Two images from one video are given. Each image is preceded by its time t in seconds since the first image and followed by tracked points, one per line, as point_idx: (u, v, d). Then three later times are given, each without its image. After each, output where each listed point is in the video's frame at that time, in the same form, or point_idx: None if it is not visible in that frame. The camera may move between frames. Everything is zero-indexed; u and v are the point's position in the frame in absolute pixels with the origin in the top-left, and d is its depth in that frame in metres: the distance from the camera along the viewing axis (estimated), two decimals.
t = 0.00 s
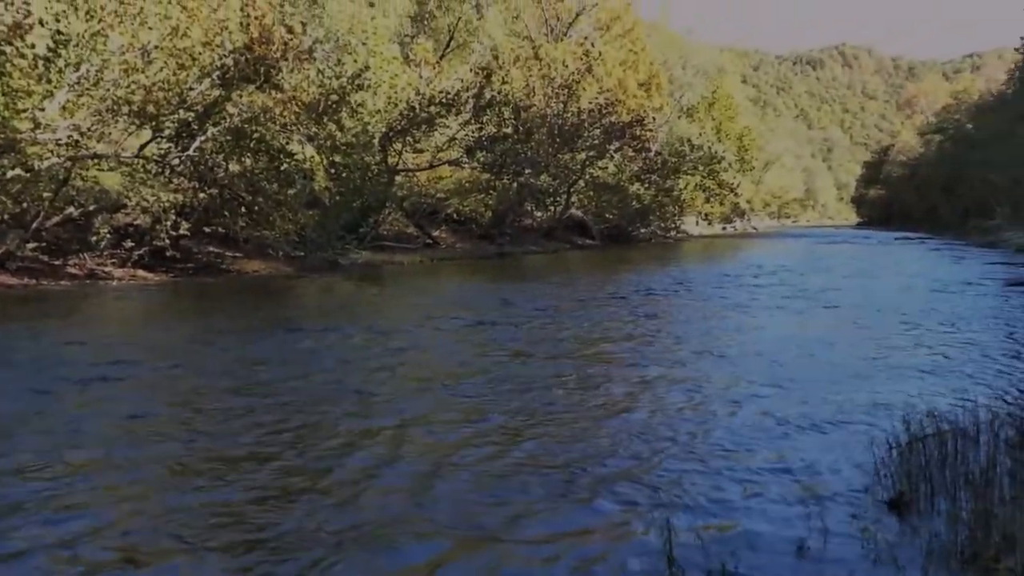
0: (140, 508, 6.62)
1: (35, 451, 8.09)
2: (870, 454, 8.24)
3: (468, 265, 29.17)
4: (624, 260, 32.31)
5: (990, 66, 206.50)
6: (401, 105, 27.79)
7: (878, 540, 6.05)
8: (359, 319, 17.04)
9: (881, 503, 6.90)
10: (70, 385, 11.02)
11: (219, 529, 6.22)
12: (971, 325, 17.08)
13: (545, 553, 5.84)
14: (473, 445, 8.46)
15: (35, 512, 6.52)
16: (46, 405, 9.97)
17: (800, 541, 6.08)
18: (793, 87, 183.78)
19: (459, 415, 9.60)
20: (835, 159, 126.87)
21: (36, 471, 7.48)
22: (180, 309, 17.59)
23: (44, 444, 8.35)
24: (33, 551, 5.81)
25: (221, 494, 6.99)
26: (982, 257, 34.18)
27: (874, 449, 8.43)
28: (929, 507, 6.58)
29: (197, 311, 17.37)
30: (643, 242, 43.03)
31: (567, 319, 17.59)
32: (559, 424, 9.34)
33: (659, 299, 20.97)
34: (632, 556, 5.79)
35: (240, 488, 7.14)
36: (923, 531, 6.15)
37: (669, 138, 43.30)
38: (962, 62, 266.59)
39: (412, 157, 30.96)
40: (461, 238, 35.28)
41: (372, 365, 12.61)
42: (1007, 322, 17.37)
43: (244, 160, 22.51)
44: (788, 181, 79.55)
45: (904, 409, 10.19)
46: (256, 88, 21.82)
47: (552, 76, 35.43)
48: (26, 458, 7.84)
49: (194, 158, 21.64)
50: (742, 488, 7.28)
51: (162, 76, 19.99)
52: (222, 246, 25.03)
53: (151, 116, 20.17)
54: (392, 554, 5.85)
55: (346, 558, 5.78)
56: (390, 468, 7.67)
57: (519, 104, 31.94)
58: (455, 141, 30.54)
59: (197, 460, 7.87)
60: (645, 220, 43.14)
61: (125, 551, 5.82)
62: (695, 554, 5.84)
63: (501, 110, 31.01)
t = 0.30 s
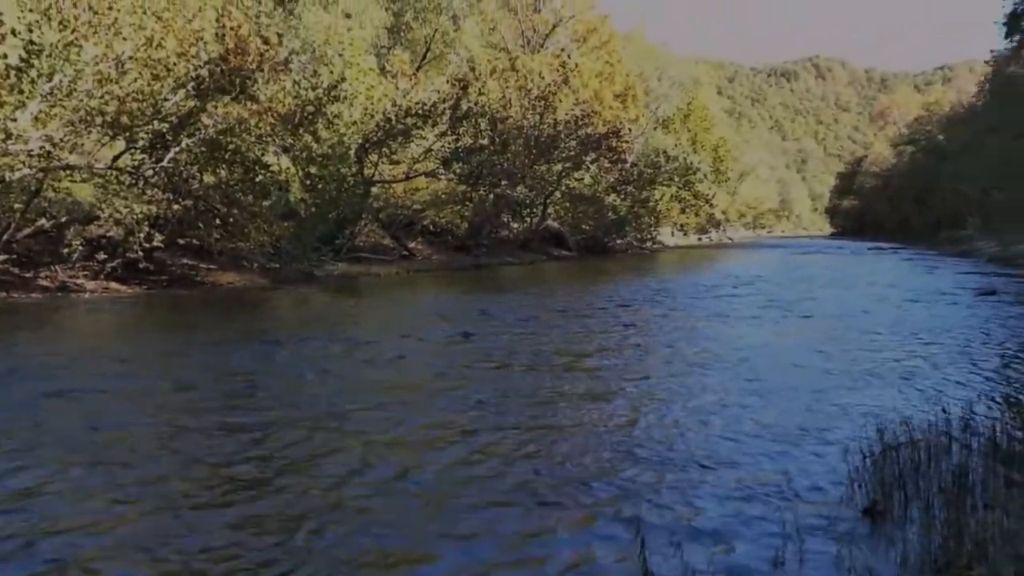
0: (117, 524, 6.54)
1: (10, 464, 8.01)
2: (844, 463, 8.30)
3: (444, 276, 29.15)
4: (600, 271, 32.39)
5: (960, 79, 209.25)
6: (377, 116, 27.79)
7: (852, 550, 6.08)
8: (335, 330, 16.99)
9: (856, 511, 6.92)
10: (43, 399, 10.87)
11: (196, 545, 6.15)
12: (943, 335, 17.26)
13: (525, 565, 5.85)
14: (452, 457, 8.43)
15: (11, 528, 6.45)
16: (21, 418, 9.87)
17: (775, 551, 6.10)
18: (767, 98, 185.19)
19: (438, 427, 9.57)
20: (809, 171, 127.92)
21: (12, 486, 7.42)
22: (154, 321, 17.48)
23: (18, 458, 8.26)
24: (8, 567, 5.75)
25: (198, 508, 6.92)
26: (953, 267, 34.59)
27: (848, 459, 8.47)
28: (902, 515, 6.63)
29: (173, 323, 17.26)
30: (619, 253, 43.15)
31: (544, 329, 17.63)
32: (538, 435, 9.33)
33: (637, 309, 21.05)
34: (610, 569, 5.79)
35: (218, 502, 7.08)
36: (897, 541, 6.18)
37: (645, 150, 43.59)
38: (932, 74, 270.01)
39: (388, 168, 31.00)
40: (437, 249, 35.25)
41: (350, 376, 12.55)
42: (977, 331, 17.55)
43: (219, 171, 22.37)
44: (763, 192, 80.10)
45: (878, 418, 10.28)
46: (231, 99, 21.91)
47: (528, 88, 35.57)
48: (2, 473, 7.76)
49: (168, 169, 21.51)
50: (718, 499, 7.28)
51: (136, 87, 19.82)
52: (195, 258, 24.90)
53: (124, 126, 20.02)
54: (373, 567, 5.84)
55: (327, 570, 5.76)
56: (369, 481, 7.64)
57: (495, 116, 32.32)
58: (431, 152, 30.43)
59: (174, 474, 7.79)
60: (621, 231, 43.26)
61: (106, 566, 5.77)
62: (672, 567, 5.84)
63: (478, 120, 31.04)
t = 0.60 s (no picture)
0: (87, 542, 6.43)
1: None
2: (817, 474, 8.33)
3: (419, 289, 29.06)
4: (575, 283, 32.45)
5: (930, 93, 212.20)
6: (352, 129, 27.70)
7: (827, 561, 6.07)
8: (310, 343, 16.92)
9: (826, 523, 6.92)
10: (13, 415, 10.69)
11: (169, 564, 6.05)
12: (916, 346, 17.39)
13: None
14: (429, 471, 8.37)
15: None
16: None
17: (749, 564, 6.09)
18: (740, 111, 186.74)
19: (414, 441, 9.51)
20: (782, 184, 129.04)
21: None
22: (126, 335, 17.32)
23: None
24: None
25: (173, 525, 6.85)
26: (924, 279, 34.95)
27: (821, 470, 8.51)
28: (876, 527, 6.62)
29: (145, 337, 17.10)
30: (594, 266, 43.26)
31: (521, 341, 17.64)
32: (516, 448, 9.31)
33: (612, 321, 21.13)
34: None
35: (191, 519, 6.98)
36: (870, 552, 6.19)
37: (619, 163, 43.85)
38: (902, 88, 273.43)
39: (363, 181, 30.88)
40: (412, 262, 35.20)
41: (326, 390, 12.45)
42: (948, 342, 17.72)
43: (192, 184, 22.20)
44: (736, 204, 80.67)
45: (852, 429, 10.32)
46: (204, 112, 22.05)
47: (503, 100, 35.46)
48: None
49: (141, 181, 21.51)
50: (693, 513, 7.25)
51: (107, 99, 19.59)
52: (168, 271, 24.62)
53: (96, 138, 19.88)
54: None
55: None
56: (344, 497, 7.56)
57: (471, 128, 32.31)
58: (406, 164, 30.29)
59: (146, 491, 7.67)
60: (596, 243, 43.34)
61: None
62: None
63: (452, 133, 31.02)
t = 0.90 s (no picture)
0: (64, 557, 6.29)
1: None
2: (795, 485, 8.32)
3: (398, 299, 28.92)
4: (555, 294, 32.43)
5: (904, 105, 214.50)
6: (331, 139, 27.63)
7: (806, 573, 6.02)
8: (290, 354, 16.78)
9: (805, 534, 6.89)
10: None
11: None
12: (893, 356, 17.48)
13: None
14: (412, 483, 8.27)
15: None
16: None
17: None
18: (717, 123, 187.86)
19: (397, 453, 9.39)
20: (759, 195, 129.87)
21: None
22: (103, 346, 17.11)
23: None
24: None
25: (156, 538, 6.72)
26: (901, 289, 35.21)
27: (800, 480, 8.48)
28: (854, 537, 6.61)
29: (122, 348, 16.89)
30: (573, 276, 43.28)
31: (502, 352, 17.55)
32: (501, 459, 9.23)
33: (593, 332, 21.09)
34: None
35: (172, 532, 6.85)
36: (850, 563, 6.15)
37: (598, 174, 44.01)
38: (876, 100, 276.21)
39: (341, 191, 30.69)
40: (391, 272, 35.09)
41: (305, 402, 12.32)
42: (925, 352, 17.81)
43: (169, 194, 22.19)
44: (714, 215, 81.05)
45: (829, 439, 10.34)
46: (181, 121, 22.07)
47: (482, 111, 35.38)
48: None
49: (116, 191, 21.24)
50: (676, 524, 7.20)
51: (83, 108, 19.42)
52: (144, 282, 24.52)
53: (71, 149, 19.65)
54: None
55: None
56: (325, 508, 7.47)
57: (449, 138, 32.08)
58: (385, 175, 30.09)
59: (125, 504, 7.53)
60: (575, 254, 43.38)
61: None
62: None
63: (431, 144, 31.03)
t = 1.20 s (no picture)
0: (49, 569, 6.26)
1: None
2: (776, 494, 8.34)
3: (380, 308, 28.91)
4: (536, 302, 32.49)
5: (883, 115, 216.52)
6: (312, 148, 27.69)
7: None
8: (272, 363, 16.75)
9: (787, 542, 6.94)
10: None
11: None
12: (871, 365, 17.63)
13: None
14: (394, 494, 8.19)
15: None
16: None
17: None
18: (698, 132, 188.84)
19: (383, 462, 9.44)
20: (739, 204, 130.58)
21: None
22: (82, 356, 17.01)
23: None
24: None
25: (145, 548, 6.72)
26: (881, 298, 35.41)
27: (778, 489, 8.55)
28: (833, 545, 6.67)
29: (101, 358, 16.80)
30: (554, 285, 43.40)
31: (485, 360, 17.62)
32: (487, 468, 9.28)
33: (574, 341, 21.19)
34: None
35: (161, 543, 6.85)
36: (828, 571, 6.21)
37: (579, 184, 44.29)
38: (854, 111, 278.70)
39: (322, 200, 30.67)
40: (373, 281, 35.08)
41: (288, 410, 12.35)
42: (903, 361, 17.97)
43: (149, 203, 22.06)
44: (694, 225, 81.59)
45: (809, 449, 10.37)
46: (162, 129, 21.94)
47: (463, 120, 35.49)
48: None
49: (96, 200, 21.17)
50: (662, 532, 7.24)
51: (62, 116, 19.33)
52: (123, 291, 24.46)
53: (50, 156, 19.63)
54: None
55: None
56: (307, 521, 7.39)
57: (431, 148, 31.92)
58: (367, 184, 30.11)
59: (104, 518, 7.43)
60: (556, 262, 43.52)
61: None
62: None
63: (412, 153, 30.97)
